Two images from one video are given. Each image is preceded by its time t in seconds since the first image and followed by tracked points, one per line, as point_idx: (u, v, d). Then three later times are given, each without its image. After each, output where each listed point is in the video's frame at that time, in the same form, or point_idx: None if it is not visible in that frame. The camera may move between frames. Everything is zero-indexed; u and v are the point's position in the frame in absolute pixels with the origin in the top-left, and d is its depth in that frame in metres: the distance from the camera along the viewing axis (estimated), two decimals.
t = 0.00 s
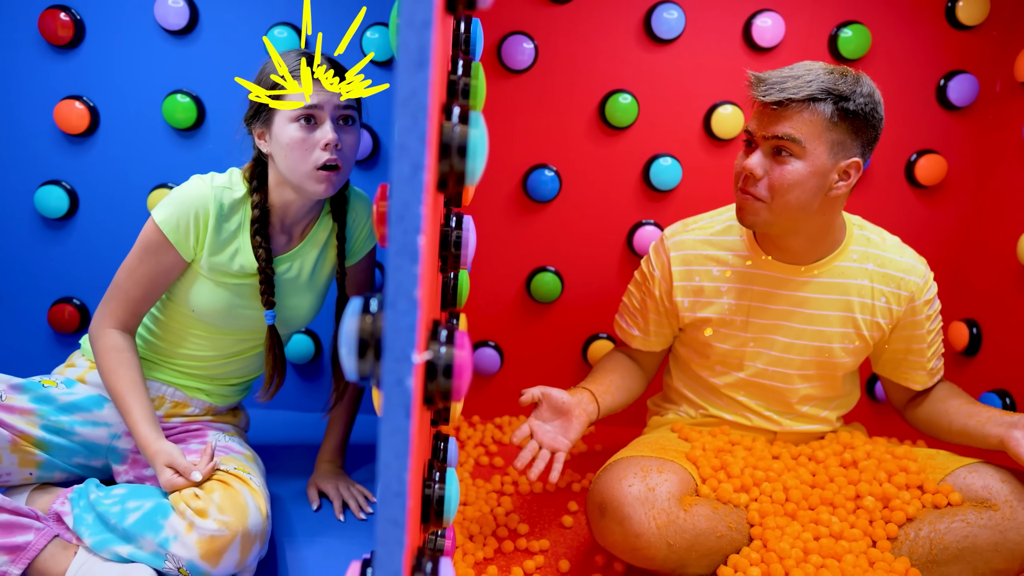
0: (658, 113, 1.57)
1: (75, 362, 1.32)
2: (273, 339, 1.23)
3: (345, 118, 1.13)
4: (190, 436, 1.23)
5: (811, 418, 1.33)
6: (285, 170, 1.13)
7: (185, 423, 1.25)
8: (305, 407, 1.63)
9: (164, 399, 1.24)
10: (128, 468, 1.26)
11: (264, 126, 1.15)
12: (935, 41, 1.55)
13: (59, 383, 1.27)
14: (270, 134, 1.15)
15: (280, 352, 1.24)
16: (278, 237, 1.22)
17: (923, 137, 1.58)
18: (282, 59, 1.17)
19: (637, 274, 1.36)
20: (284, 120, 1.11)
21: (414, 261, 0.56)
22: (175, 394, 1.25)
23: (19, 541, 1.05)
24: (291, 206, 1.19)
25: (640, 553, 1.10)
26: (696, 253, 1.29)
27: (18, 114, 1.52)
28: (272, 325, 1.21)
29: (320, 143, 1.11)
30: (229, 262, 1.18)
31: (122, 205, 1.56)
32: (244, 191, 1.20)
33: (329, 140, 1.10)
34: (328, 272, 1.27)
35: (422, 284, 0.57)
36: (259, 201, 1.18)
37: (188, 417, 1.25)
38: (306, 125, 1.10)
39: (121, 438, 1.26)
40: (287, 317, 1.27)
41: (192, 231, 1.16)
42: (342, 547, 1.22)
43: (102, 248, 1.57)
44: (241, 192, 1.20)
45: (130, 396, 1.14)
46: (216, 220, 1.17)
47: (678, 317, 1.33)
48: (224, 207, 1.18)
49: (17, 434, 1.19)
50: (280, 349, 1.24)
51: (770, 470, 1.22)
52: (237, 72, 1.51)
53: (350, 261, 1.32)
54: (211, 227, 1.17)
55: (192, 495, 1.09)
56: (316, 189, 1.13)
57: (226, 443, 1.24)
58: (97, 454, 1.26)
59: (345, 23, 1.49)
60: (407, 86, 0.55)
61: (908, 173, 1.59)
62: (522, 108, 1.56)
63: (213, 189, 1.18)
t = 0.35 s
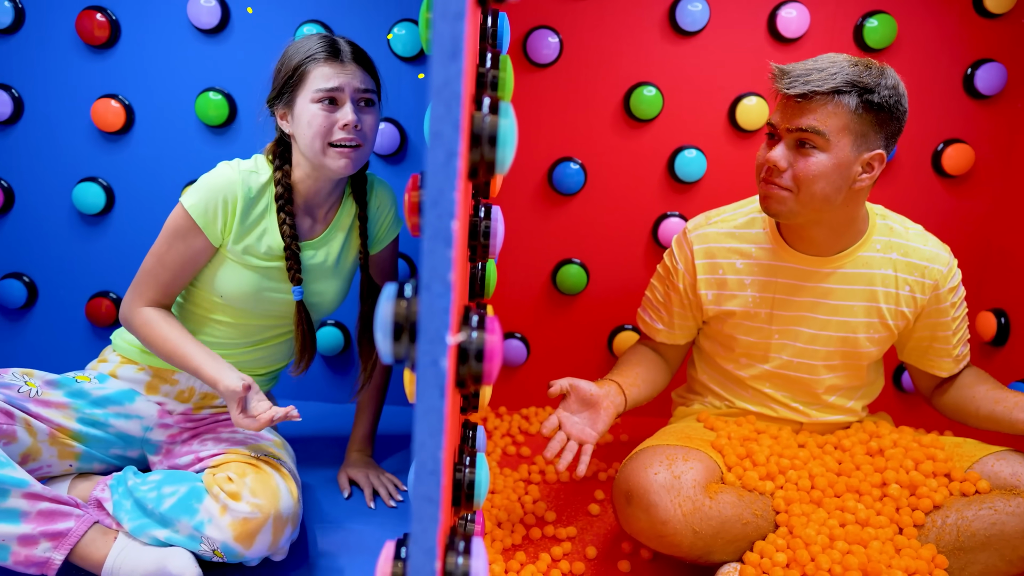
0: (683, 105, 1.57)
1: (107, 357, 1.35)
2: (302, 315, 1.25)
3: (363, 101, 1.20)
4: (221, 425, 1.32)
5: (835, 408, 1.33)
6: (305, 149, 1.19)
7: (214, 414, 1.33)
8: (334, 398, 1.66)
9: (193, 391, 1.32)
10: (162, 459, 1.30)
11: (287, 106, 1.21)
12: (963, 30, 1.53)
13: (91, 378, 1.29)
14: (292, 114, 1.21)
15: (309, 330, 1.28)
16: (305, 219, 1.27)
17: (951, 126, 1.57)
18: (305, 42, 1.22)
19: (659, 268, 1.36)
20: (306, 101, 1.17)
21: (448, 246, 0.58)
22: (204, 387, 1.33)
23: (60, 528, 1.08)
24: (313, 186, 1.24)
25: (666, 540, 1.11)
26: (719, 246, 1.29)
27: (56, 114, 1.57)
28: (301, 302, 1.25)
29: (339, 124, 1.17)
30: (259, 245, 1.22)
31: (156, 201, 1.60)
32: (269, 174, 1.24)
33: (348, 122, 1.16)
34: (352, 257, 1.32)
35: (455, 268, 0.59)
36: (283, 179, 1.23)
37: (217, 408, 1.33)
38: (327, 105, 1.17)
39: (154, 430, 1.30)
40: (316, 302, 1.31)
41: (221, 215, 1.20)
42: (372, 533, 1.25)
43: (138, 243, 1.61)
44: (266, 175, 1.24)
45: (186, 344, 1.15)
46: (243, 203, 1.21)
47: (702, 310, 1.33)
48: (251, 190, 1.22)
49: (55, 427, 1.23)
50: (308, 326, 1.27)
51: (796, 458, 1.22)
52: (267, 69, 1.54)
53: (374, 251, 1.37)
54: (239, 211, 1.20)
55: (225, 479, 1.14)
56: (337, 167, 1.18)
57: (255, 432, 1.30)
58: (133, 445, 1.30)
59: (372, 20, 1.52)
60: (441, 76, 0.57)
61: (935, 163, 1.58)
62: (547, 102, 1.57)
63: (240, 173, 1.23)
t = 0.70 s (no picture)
0: (697, 99, 1.58)
1: (127, 347, 1.37)
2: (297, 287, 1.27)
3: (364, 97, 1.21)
4: (240, 417, 1.32)
5: (848, 399, 1.34)
6: (295, 127, 1.22)
7: (232, 405, 1.33)
8: (350, 390, 1.68)
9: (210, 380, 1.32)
10: (182, 448, 1.31)
11: (291, 79, 1.23)
12: (980, 22, 1.53)
13: (113, 367, 1.31)
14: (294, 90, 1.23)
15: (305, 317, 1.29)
16: (311, 206, 1.31)
17: (967, 118, 1.56)
18: (321, 23, 1.23)
19: (671, 261, 1.36)
20: (308, 82, 1.19)
21: (469, 234, 0.59)
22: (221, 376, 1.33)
23: (84, 515, 1.11)
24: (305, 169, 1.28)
25: (679, 530, 1.12)
26: (732, 238, 1.30)
27: (76, 109, 1.59)
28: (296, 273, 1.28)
29: (334, 116, 1.19)
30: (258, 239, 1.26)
31: (174, 195, 1.62)
32: (259, 171, 1.30)
33: (342, 115, 1.18)
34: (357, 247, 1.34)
35: (476, 255, 0.60)
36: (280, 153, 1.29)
37: (235, 399, 1.33)
38: (327, 93, 1.19)
39: (173, 419, 1.30)
40: (319, 292, 1.32)
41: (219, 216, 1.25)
42: (389, 523, 1.26)
43: (156, 236, 1.64)
44: (256, 173, 1.30)
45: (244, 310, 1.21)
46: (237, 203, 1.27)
47: (714, 302, 1.34)
48: (241, 190, 1.28)
49: (78, 415, 1.26)
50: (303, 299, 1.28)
51: (809, 450, 1.23)
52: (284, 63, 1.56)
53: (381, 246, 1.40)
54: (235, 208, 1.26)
55: (247, 469, 1.16)
56: (320, 154, 1.21)
57: (273, 422, 1.32)
58: (154, 433, 1.31)
59: (387, 15, 1.53)
60: (462, 66, 0.58)
61: (950, 156, 1.57)
62: (561, 96, 1.58)
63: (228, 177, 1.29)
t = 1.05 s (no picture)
0: (700, 95, 1.58)
1: (129, 342, 1.38)
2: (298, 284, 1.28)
3: (356, 92, 1.22)
4: (242, 412, 1.33)
5: (849, 393, 1.34)
6: (296, 131, 1.23)
7: (234, 400, 1.34)
8: (353, 386, 1.68)
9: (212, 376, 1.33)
10: (185, 443, 1.32)
11: (282, 84, 1.23)
12: (982, 19, 1.52)
13: (116, 362, 1.32)
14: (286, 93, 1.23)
15: (307, 316, 1.30)
16: (312, 206, 1.31)
17: (970, 115, 1.56)
18: (308, 23, 1.22)
19: (668, 266, 1.36)
20: (301, 87, 1.20)
21: (471, 227, 0.60)
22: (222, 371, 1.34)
23: (87, 509, 1.11)
24: (304, 168, 1.29)
25: (680, 525, 1.12)
26: (730, 241, 1.30)
27: (81, 105, 1.60)
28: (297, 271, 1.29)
29: (331, 116, 1.20)
30: (253, 231, 1.28)
31: (177, 191, 1.62)
32: (258, 168, 1.31)
33: (338, 115, 1.20)
34: (356, 244, 1.34)
35: (478, 248, 0.60)
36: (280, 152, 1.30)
37: (236, 395, 1.34)
38: (320, 95, 1.20)
39: (176, 413, 1.31)
40: (320, 291, 1.33)
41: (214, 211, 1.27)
42: (391, 517, 1.27)
43: (160, 232, 1.64)
44: (255, 170, 1.31)
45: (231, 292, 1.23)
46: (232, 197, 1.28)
47: (717, 304, 1.33)
48: (238, 185, 1.29)
49: (81, 410, 1.27)
50: (304, 295, 1.29)
51: (810, 446, 1.23)
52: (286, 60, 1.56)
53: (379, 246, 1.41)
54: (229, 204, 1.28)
55: (250, 463, 1.17)
56: (325, 153, 1.23)
57: (275, 417, 1.32)
58: (157, 428, 1.32)
59: (389, 12, 1.53)
60: (465, 60, 0.58)
61: (952, 153, 1.57)
62: (564, 93, 1.58)
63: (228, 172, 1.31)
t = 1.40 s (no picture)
0: (697, 93, 1.58)
1: (122, 342, 1.37)
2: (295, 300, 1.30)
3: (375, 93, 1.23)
4: (237, 410, 1.32)
5: (843, 387, 1.35)
6: (318, 140, 1.22)
7: (229, 397, 1.34)
8: (350, 383, 1.68)
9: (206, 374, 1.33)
10: (180, 441, 1.31)
11: (298, 95, 1.22)
12: (980, 17, 1.52)
13: (108, 362, 1.32)
14: (302, 104, 1.22)
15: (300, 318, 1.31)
16: (312, 212, 1.31)
17: (966, 113, 1.57)
18: (318, 30, 1.22)
19: (656, 271, 1.37)
20: (323, 96, 1.20)
21: (468, 225, 0.60)
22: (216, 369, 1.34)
23: (82, 509, 1.11)
24: (318, 175, 1.29)
25: (677, 524, 1.12)
26: (710, 243, 1.31)
27: (76, 102, 1.59)
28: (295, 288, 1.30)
29: (358, 120, 1.21)
30: (253, 241, 1.27)
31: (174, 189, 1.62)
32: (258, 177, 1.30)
33: (366, 118, 1.20)
34: (352, 245, 1.34)
35: (475, 245, 0.60)
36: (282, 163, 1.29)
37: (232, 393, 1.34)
38: (345, 101, 1.20)
39: (170, 413, 1.31)
40: (315, 292, 1.33)
41: (215, 221, 1.26)
42: (388, 515, 1.27)
43: (156, 230, 1.64)
44: (255, 179, 1.29)
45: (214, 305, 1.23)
46: (233, 208, 1.26)
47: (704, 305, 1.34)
48: (240, 195, 1.27)
49: (74, 410, 1.26)
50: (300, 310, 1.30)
51: (806, 444, 1.24)
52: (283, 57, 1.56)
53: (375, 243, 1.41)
54: (229, 214, 1.26)
55: (247, 460, 1.17)
56: (353, 157, 1.23)
57: (271, 415, 1.31)
58: (151, 427, 1.32)
59: (387, 10, 1.53)
60: (462, 56, 0.58)
61: (949, 151, 1.57)
62: (561, 90, 1.58)
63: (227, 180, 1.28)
